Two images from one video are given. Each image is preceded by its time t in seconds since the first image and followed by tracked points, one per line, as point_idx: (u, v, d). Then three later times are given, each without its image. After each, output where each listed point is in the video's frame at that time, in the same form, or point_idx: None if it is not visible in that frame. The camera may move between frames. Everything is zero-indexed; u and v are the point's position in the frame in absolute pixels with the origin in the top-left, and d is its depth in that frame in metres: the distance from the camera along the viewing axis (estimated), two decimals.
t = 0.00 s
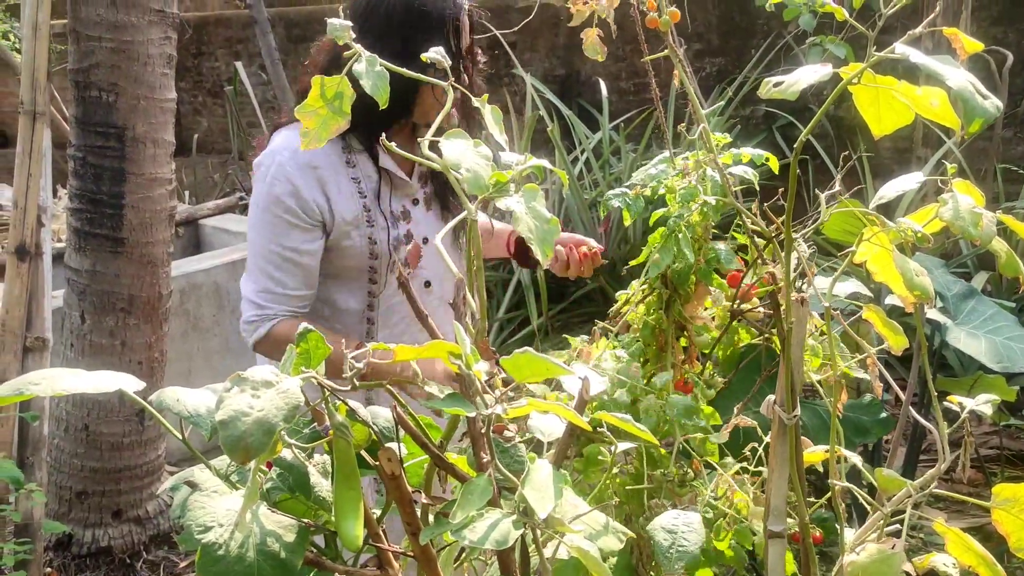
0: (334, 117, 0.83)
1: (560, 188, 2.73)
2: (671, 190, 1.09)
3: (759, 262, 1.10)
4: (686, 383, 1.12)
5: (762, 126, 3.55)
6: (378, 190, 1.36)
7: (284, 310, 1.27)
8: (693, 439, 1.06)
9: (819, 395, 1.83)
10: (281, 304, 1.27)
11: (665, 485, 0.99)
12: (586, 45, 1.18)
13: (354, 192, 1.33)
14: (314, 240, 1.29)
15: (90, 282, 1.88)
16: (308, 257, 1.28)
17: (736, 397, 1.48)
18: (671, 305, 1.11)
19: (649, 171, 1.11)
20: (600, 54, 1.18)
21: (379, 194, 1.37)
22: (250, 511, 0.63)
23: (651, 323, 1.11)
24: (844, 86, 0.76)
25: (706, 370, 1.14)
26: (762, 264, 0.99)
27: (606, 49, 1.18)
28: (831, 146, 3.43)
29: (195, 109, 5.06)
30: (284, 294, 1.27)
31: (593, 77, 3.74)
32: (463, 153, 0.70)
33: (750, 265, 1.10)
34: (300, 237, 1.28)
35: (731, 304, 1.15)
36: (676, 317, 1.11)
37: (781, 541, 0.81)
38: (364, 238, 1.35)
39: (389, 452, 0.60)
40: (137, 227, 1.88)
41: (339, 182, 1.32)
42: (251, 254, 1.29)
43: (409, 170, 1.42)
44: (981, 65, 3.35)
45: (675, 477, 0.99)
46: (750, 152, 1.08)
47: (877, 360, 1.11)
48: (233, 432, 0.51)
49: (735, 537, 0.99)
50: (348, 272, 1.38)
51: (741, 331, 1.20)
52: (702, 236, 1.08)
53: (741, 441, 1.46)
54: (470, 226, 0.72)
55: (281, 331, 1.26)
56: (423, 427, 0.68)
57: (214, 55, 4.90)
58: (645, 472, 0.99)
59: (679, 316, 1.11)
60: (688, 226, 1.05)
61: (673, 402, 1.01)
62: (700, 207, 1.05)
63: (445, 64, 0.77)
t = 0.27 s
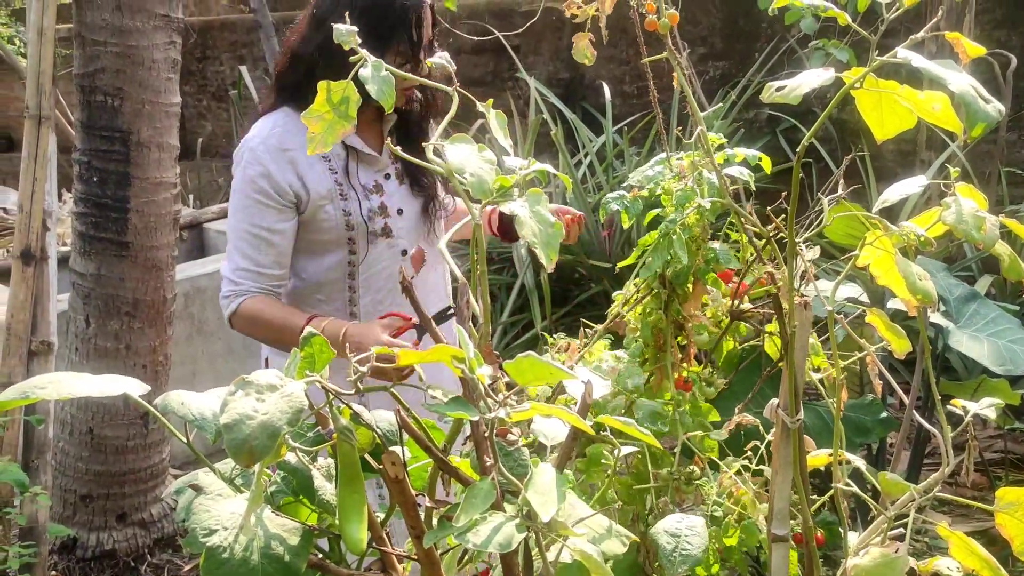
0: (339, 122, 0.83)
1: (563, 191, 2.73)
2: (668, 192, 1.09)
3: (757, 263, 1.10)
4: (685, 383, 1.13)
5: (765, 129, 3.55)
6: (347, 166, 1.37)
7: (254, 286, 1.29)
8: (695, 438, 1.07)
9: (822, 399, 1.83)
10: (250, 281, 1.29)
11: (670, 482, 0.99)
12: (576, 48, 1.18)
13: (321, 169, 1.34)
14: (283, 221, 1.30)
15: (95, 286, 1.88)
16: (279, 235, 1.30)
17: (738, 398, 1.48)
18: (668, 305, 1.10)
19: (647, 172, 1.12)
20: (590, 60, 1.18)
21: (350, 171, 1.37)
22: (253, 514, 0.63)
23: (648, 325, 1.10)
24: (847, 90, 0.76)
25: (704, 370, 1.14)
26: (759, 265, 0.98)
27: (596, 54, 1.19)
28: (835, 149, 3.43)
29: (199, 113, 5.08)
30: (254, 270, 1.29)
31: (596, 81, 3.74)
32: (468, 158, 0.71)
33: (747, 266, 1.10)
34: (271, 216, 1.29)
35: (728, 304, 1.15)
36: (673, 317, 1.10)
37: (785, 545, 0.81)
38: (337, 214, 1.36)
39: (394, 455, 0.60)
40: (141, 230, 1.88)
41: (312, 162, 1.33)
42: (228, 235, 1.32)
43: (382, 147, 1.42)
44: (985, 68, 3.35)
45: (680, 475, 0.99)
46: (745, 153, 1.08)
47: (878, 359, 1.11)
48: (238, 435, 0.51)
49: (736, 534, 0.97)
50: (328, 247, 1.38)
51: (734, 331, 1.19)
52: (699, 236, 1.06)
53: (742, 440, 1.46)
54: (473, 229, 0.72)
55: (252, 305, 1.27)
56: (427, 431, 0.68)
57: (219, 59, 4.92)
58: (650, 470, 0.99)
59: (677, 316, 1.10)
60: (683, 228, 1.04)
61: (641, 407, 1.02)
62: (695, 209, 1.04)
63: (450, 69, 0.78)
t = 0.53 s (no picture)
0: (343, 128, 0.84)
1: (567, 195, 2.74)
2: (671, 197, 1.09)
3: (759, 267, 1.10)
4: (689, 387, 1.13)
5: (769, 133, 3.55)
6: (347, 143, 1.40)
7: (247, 257, 1.33)
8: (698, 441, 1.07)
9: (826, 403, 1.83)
10: (246, 253, 1.33)
11: (672, 486, 0.99)
12: (579, 55, 1.18)
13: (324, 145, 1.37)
14: (282, 196, 1.33)
15: (100, 290, 1.88)
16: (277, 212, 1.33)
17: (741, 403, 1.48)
18: (672, 308, 1.10)
19: (650, 177, 1.11)
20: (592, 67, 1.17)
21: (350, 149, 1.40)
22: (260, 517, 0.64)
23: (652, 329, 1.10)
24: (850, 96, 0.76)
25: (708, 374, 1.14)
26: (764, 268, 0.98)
27: (598, 60, 1.19)
28: (839, 153, 3.44)
29: (204, 117, 5.09)
30: (249, 242, 1.33)
31: (600, 85, 3.75)
32: (471, 164, 0.71)
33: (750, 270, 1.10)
34: (269, 193, 1.33)
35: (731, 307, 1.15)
36: (677, 320, 1.10)
37: (789, 549, 0.81)
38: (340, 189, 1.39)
39: (400, 460, 0.60)
40: (147, 235, 1.87)
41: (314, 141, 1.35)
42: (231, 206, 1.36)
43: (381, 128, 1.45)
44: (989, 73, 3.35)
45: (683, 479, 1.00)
46: (746, 157, 1.08)
47: (882, 363, 1.11)
48: (246, 440, 0.52)
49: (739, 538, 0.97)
50: (333, 223, 1.41)
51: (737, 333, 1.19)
52: (703, 241, 1.07)
53: (746, 444, 1.47)
54: (477, 235, 0.73)
55: (245, 277, 1.31)
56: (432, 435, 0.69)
57: (223, 64, 4.93)
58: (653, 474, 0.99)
59: (680, 319, 1.10)
60: (686, 233, 1.05)
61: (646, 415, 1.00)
62: (698, 214, 1.04)
63: (454, 76, 0.78)
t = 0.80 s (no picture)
0: (349, 133, 0.85)
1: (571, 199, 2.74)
2: (679, 202, 1.09)
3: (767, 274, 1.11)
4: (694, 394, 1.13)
5: (772, 137, 3.55)
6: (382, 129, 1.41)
7: (289, 240, 1.39)
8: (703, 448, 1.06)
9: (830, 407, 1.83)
10: (288, 236, 1.39)
11: (676, 494, 1.00)
12: (590, 58, 1.18)
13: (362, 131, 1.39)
14: (321, 182, 1.37)
15: (105, 293, 1.88)
16: (315, 198, 1.38)
17: (745, 408, 1.48)
18: (678, 314, 1.10)
19: (656, 182, 1.11)
20: (605, 69, 1.18)
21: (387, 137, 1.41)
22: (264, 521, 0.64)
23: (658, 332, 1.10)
24: (852, 100, 0.76)
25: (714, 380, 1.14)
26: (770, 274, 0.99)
27: (610, 65, 1.19)
28: (842, 157, 3.43)
29: (208, 120, 5.10)
30: (291, 226, 1.39)
31: (603, 89, 3.76)
32: (475, 168, 0.71)
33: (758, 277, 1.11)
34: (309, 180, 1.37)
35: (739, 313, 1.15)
36: (683, 327, 1.11)
37: (792, 553, 0.81)
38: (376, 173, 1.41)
39: (403, 463, 0.61)
40: (151, 238, 1.87)
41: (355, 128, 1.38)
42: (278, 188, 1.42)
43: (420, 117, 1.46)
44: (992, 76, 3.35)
45: (687, 488, 1.00)
46: (755, 162, 1.08)
47: (887, 369, 1.11)
48: (249, 443, 0.52)
49: (744, 548, 0.97)
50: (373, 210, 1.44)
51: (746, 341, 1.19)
52: (709, 247, 1.08)
53: (750, 450, 1.47)
54: (483, 239, 0.74)
55: (287, 258, 1.37)
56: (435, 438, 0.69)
57: (227, 67, 4.94)
58: (657, 481, 0.99)
59: (686, 326, 1.11)
60: (695, 237, 1.05)
61: (668, 416, 0.97)
62: (708, 217, 1.04)
63: (459, 81, 0.78)
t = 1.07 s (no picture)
0: (351, 137, 0.86)
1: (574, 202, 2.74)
2: (681, 205, 1.09)
3: (767, 276, 1.11)
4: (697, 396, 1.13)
5: (776, 139, 3.56)
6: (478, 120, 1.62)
7: (398, 225, 1.58)
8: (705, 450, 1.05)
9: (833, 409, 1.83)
10: (396, 222, 1.58)
11: (680, 495, 1.00)
12: (587, 64, 1.19)
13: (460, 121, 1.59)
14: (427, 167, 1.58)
15: (109, 295, 1.89)
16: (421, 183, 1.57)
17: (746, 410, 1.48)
18: (680, 317, 1.10)
19: (659, 185, 1.12)
20: (602, 75, 1.19)
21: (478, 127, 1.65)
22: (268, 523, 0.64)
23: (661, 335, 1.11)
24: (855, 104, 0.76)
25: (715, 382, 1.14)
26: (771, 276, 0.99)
27: (607, 70, 1.20)
28: (845, 159, 3.43)
29: (211, 122, 5.11)
30: (399, 212, 1.58)
31: (606, 91, 3.76)
32: (478, 172, 0.72)
33: (758, 279, 1.11)
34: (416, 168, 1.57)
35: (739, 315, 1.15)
36: (684, 329, 1.11)
37: (794, 556, 0.81)
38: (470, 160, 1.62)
39: (406, 466, 0.61)
40: (155, 240, 1.88)
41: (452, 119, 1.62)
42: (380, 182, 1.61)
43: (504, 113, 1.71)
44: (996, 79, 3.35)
45: (691, 489, 1.00)
46: (757, 165, 1.08)
47: (889, 371, 1.11)
48: (254, 446, 0.52)
49: (748, 549, 0.97)
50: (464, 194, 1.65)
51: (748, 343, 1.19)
52: (711, 249, 1.08)
53: (752, 452, 1.47)
54: (486, 243, 0.74)
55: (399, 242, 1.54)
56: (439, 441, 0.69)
57: (231, 70, 4.95)
58: (660, 483, 0.99)
59: (688, 328, 1.11)
60: (695, 241, 1.05)
61: (663, 420, 0.99)
62: (708, 221, 1.04)
63: (462, 86, 0.82)
